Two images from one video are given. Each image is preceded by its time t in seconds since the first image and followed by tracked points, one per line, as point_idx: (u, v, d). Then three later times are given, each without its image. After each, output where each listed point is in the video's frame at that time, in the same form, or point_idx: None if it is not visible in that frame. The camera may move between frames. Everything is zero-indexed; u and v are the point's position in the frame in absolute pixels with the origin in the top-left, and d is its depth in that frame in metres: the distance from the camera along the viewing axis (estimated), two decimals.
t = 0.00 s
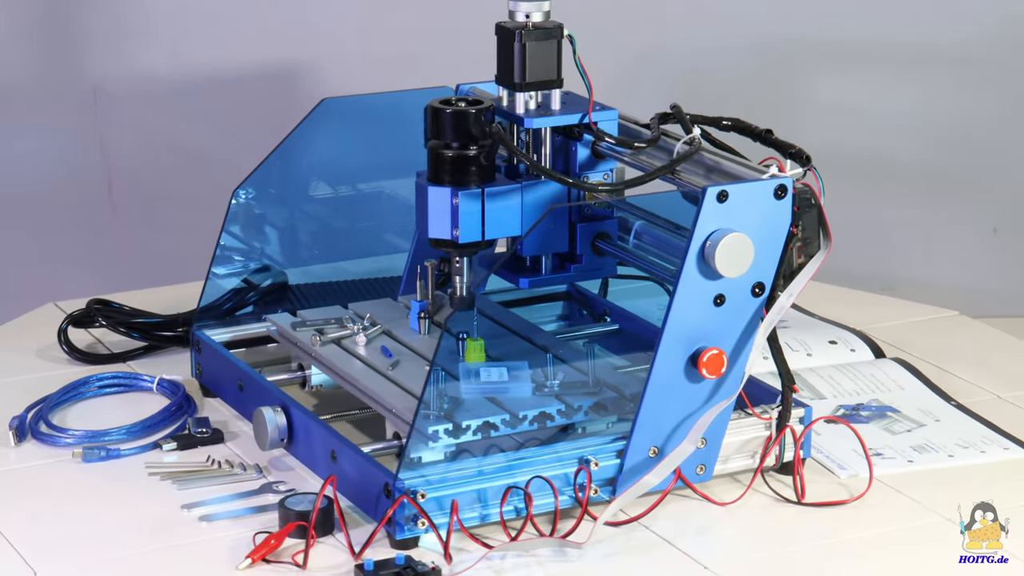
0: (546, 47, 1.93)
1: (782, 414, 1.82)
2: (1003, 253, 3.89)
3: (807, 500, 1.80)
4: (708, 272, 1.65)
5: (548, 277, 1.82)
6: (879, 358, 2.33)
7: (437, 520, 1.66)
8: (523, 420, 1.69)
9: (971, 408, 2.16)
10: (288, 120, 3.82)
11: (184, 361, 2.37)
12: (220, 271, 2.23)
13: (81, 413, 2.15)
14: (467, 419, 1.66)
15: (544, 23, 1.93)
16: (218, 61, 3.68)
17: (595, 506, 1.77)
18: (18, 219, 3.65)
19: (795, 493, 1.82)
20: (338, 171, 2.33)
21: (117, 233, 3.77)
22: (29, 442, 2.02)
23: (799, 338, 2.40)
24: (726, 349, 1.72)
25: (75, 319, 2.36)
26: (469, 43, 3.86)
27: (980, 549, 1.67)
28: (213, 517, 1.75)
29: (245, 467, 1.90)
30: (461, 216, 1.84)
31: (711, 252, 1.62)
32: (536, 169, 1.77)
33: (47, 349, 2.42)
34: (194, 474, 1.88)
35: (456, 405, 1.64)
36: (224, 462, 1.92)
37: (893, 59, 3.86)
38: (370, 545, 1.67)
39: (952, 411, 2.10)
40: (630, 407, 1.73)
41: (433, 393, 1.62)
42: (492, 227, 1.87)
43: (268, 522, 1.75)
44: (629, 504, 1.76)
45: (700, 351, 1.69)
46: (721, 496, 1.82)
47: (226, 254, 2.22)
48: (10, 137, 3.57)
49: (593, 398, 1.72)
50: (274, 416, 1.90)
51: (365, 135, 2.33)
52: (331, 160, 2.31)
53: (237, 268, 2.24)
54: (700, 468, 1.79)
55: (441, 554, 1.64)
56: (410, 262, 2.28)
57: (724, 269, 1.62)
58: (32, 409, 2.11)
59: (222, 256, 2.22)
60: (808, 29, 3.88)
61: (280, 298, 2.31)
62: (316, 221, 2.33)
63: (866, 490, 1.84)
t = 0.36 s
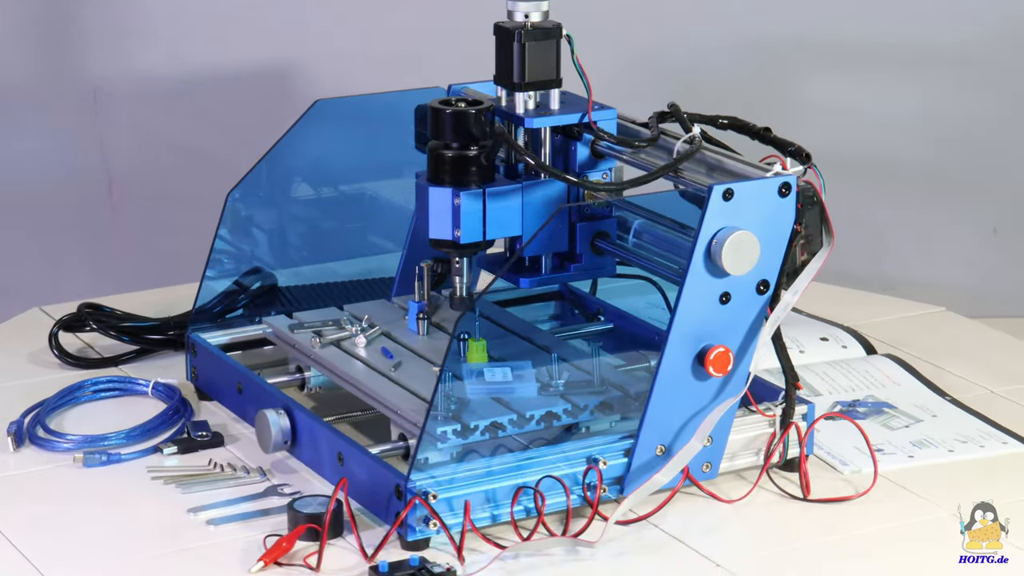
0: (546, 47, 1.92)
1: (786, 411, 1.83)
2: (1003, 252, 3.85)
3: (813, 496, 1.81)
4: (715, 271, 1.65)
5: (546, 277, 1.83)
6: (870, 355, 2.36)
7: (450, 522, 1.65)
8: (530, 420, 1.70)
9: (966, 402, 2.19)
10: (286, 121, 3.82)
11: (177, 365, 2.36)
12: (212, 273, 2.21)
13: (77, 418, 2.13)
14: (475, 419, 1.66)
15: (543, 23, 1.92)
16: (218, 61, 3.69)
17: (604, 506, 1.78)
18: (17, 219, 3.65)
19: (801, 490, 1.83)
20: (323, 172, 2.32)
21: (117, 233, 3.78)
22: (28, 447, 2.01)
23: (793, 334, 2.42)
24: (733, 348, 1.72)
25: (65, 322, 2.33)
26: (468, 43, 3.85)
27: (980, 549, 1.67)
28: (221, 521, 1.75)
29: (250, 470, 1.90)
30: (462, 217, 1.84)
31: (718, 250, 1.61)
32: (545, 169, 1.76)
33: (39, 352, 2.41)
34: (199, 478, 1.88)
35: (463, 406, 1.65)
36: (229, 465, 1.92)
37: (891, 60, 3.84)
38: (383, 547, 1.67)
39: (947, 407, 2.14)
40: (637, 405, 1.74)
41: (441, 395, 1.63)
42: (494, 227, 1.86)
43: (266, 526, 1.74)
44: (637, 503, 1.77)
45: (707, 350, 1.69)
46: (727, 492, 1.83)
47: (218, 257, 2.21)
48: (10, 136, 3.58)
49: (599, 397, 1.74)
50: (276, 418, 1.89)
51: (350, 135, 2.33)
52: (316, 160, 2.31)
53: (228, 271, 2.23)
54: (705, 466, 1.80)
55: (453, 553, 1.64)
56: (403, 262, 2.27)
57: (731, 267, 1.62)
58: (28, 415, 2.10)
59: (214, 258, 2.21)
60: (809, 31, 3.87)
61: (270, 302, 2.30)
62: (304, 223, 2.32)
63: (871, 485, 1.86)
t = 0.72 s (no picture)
0: (545, 48, 1.92)
1: (790, 409, 1.84)
2: (1004, 252, 3.85)
3: (819, 493, 1.82)
4: (721, 269, 1.66)
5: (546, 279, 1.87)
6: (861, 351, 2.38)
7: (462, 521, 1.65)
8: (537, 420, 1.70)
9: (959, 396, 2.21)
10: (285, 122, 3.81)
11: (169, 369, 2.36)
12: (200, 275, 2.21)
13: (74, 422, 2.12)
14: (483, 420, 1.66)
15: (542, 24, 1.91)
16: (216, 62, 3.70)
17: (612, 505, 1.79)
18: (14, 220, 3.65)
19: (806, 486, 1.84)
20: (311, 175, 2.28)
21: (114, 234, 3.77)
22: (27, 453, 2.00)
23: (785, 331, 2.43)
24: (739, 345, 1.73)
25: (56, 327, 2.32)
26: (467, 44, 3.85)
27: (980, 548, 1.67)
28: (229, 524, 1.74)
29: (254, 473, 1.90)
30: (463, 217, 1.83)
31: (724, 249, 1.62)
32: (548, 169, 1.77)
33: (30, 357, 2.40)
34: (204, 482, 1.87)
35: (470, 407, 1.65)
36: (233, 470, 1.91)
37: (895, 62, 3.84)
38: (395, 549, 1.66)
39: (943, 402, 2.15)
40: (642, 402, 1.75)
41: (449, 397, 1.62)
42: (494, 227, 1.86)
43: (264, 530, 1.73)
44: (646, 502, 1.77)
45: (714, 348, 1.70)
46: (734, 490, 1.83)
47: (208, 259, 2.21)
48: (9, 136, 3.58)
49: (604, 395, 1.75)
50: (280, 420, 1.88)
51: (337, 136, 2.27)
52: (304, 163, 2.27)
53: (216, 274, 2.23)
54: (711, 464, 1.81)
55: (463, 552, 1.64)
56: (396, 263, 2.26)
57: (738, 264, 1.63)
58: (26, 419, 2.08)
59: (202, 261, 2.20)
60: (810, 34, 3.87)
61: (262, 304, 2.29)
62: (295, 226, 2.30)
63: (877, 481, 1.87)
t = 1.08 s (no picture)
0: (545, 48, 1.91)
1: (794, 406, 1.87)
2: (1005, 252, 3.84)
3: (825, 490, 1.87)
4: (727, 267, 1.68)
5: (545, 277, 1.90)
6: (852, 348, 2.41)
7: (475, 521, 1.67)
8: (544, 420, 1.69)
9: (953, 392, 2.26)
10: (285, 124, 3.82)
11: (159, 373, 2.35)
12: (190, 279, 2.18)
13: (71, 427, 2.11)
14: (490, 420, 1.65)
15: (541, 23, 1.90)
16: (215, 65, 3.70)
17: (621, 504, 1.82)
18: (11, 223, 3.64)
19: (810, 484, 1.89)
20: (300, 175, 2.26)
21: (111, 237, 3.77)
22: (27, 459, 1.99)
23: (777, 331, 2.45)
24: (744, 344, 1.75)
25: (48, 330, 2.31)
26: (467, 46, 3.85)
27: (980, 548, 1.70)
28: (238, 528, 1.74)
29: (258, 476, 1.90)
30: (464, 218, 1.84)
31: (731, 247, 1.64)
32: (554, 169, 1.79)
33: (22, 361, 2.39)
34: (209, 485, 1.87)
35: (476, 408, 1.63)
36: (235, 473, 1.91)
37: (894, 62, 3.84)
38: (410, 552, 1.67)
39: (937, 397, 2.19)
40: (647, 401, 1.75)
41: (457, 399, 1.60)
42: (495, 228, 1.87)
43: (262, 534, 1.73)
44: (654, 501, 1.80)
45: (720, 346, 1.72)
46: (741, 487, 1.87)
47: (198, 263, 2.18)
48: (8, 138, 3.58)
49: (609, 395, 1.74)
50: (283, 422, 1.87)
51: (324, 136, 2.27)
52: (293, 164, 2.25)
53: (207, 278, 2.20)
54: (717, 462, 1.85)
55: (476, 552, 1.67)
56: (390, 260, 2.22)
57: (744, 261, 1.65)
58: (23, 424, 2.07)
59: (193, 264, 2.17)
60: (809, 34, 3.87)
61: (252, 306, 2.27)
62: (284, 227, 2.28)
63: (880, 478, 1.91)
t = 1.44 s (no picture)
0: (545, 48, 1.91)
1: (796, 404, 1.89)
2: (1005, 253, 3.84)
3: (830, 486, 1.89)
4: (734, 265, 1.69)
5: (548, 277, 1.82)
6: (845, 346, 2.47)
7: (487, 522, 1.66)
8: (551, 419, 1.69)
9: (948, 387, 2.33)
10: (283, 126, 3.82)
11: (152, 376, 2.35)
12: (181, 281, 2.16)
13: (70, 431, 2.10)
14: (498, 421, 1.64)
15: (540, 23, 1.89)
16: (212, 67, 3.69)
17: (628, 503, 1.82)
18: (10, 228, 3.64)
19: (815, 481, 1.91)
20: (294, 179, 2.25)
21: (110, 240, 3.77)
22: (28, 464, 1.98)
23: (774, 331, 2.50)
24: (749, 341, 1.77)
25: (40, 336, 2.29)
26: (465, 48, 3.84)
27: (980, 549, 1.71)
28: (246, 531, 1.74)
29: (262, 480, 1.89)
30: (465, 218, 1.83)
31: (737, 245, 1.66)
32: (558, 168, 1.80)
33: (15, 365, 2.38)
34: (214, 489, 1.86)
35: (482, 409, 1.61)
36: (238, 476, 1.91)
37: (894, 63, 3.83)
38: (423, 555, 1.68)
39: (932, 393, 2.25)
40: (651, 400, 1.76)
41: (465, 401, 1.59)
42: (497, 228, 1.87)
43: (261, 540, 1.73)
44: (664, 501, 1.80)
45: (727, 343, 1.73)
46: (747, 485, 1.89)
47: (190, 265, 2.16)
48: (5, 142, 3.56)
49: (614, 394, 1.75)
50: (288, 425, 1.87)
51: (313, 137, 2.25)
52: (287, 167, 2.23)
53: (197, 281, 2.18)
54: (723, 459, 1.86)
55: (489, 554, 1.67)
56: (384, 259, 2.23)
57: (750, 258, 1.67)
58: (23, 429, 2.07)
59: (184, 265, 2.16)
60: (809, 34, 3.87)
61: (243, 309, 2.25)
62: (273, 229, 2.25)
63: (884, 474, 1.94)
